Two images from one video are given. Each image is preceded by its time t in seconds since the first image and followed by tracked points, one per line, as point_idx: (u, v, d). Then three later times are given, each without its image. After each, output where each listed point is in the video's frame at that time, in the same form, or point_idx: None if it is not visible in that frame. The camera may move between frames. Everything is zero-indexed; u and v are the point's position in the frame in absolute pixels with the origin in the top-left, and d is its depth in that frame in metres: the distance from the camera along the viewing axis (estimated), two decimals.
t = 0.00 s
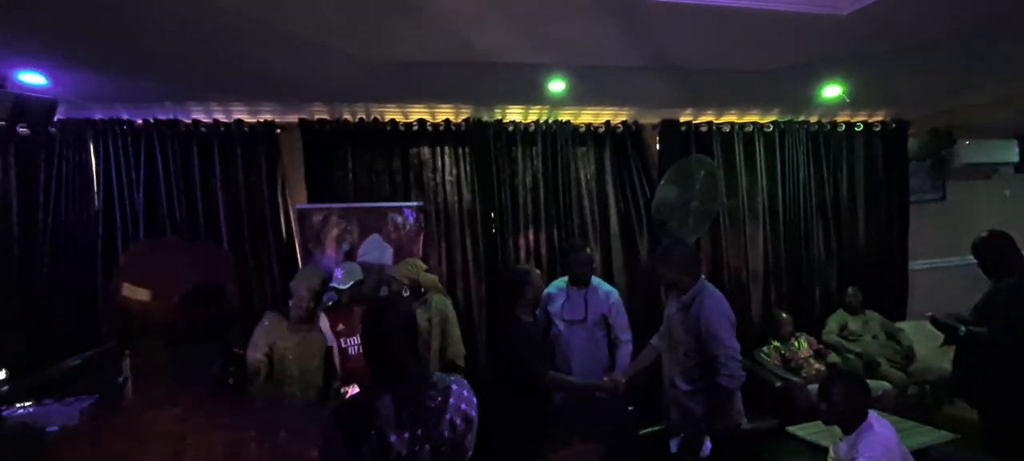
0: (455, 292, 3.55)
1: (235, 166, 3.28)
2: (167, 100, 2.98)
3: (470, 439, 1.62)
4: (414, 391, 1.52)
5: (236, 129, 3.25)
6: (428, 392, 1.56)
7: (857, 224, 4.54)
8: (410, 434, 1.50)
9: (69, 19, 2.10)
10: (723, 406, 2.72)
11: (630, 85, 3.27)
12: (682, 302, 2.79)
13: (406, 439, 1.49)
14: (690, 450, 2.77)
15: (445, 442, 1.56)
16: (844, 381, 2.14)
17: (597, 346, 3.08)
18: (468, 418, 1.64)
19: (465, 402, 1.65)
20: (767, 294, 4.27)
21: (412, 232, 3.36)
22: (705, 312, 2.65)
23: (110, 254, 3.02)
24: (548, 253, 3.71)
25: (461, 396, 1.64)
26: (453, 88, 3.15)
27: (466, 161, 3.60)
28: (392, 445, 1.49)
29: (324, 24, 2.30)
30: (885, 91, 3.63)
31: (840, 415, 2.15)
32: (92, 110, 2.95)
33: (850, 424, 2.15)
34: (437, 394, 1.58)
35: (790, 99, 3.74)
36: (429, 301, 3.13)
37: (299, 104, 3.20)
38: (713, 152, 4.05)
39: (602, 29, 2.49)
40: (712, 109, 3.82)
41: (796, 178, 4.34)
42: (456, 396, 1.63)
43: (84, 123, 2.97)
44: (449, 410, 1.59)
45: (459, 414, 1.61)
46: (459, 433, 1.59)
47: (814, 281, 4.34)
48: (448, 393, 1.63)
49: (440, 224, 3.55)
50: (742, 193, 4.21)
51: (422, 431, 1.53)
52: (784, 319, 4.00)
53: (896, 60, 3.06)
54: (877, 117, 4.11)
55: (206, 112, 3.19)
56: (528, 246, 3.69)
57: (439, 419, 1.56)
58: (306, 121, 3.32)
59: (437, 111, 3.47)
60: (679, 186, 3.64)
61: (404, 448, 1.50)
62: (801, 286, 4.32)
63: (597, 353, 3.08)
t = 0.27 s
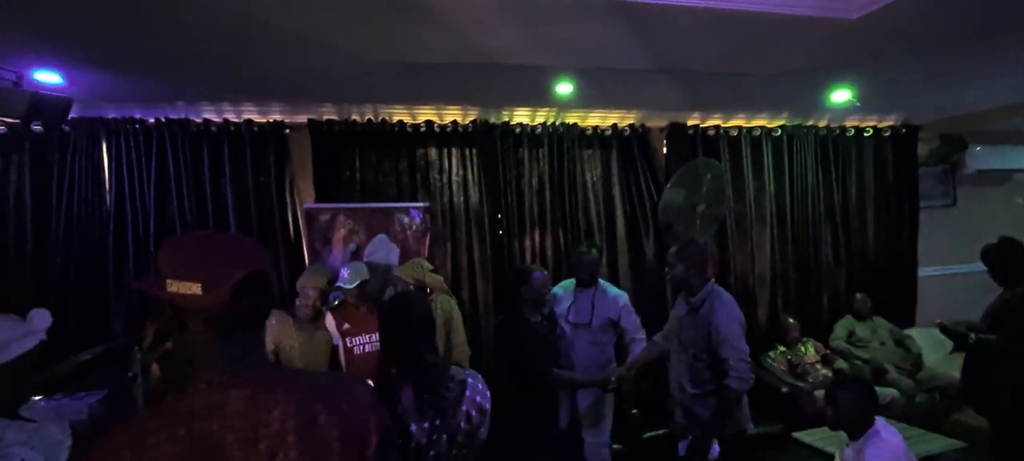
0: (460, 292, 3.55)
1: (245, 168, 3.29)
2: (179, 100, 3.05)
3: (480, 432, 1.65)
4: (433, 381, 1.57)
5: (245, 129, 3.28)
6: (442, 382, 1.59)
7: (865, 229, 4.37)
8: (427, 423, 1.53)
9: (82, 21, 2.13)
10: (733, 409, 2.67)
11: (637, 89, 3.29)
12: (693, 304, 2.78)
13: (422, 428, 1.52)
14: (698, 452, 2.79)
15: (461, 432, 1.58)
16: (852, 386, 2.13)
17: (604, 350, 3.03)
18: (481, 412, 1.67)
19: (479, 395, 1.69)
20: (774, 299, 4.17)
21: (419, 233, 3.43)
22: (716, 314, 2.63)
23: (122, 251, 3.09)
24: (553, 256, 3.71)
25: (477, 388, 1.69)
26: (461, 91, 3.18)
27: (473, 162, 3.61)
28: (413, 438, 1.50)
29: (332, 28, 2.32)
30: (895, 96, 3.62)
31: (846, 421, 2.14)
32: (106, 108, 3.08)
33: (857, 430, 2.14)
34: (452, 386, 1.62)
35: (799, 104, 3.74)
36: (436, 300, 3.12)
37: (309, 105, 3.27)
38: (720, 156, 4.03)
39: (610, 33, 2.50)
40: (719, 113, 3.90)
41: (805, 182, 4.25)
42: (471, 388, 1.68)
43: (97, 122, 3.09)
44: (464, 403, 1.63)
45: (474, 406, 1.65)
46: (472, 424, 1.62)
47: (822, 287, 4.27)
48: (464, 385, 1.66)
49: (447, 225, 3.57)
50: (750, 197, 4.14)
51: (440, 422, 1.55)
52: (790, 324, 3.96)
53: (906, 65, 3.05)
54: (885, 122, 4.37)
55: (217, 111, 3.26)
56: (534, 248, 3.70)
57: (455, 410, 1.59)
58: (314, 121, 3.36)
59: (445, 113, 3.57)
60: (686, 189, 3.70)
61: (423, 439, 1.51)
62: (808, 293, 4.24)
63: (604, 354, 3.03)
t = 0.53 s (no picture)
0: (463, 292, 3.56)
1: (249, 168, 3.31)
2: (185, 99, 3.07)
3: (488, 426, 1.74)
4: (443, 376, 1.67)
5: (250, 129, 3.30)
6: (451, 377, 1.68)
7: (870, 231, 4.34)
8: (439, 415, 1.62)
9: (89, 22, 2.15)
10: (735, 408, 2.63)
11: (640, 91, 3.29)
12: (692, 304, 2.78)
13: (434, 420, 1.61)
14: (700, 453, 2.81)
15: (470, 427, 1.67)
16: (854, 389, 2.13)
17: (605, 352, 2.94)
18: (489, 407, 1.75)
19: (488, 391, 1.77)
20: (777, 301, 4.16)
21: (421, 233, 3.34)
22: (715, 315, 2.63)
23: (127, 246, 3.13)
24: (556, 256, 3.72)
25: (485, 384, 1.78)
26: (465, 92, 3.19)
27: (477, 162, 3.62)
28: (425, 430, 1.58)
29: (337, 28, 2.33)
30: (901, 97, 3.60)
31: (848, 423, 2.14)
32: (113, 108, 3.13)
33: (859, 432, 2.13)
34: (462, 381, 1.71)
35: (804, 105, 3.73)
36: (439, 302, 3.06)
37: (314, 105, 3.30)
38: (724, 157, 4.03)
39: (613, 34, 2.50)
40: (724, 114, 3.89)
41: (809, 183, 4.24)
42: (480, 383, 1.77)
43: (103, 122, 3.12)
44: (473, 398, 1.71)
45: (484, 401, 1.73)
46: (481, 418, 1.71)
47: (826, 289, 4.26)
48: (473, 380, 1.76)
49: (450, 225, 3.58)
50: (753, 198, 4.13)
51: (450, 416, 1.63)
52: (794, 327, 3.91)
53: (911, 66, 3.04)
54: (890, 124, 4.36)
55: (223, 111, 3.28)
56: (537, 248, 3.70)
57: (465, 404, 1.67)
58: (319, 121, 3.38)
59: (449, 113, 3.60)
60: (689, 191, 3.64)
61: (435, 432, 1.60)
62: (812, 295, 4.23)
63: (605, 356, 2.94)
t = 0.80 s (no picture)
0: (463, 290, 3.57)
1: (252, 166, 3.32)
2: (189, 98, 3.10)
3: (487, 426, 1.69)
4: (444, 373, 1.62)
5: (253, 127, 3.32)
6: (453, 374, 1.64)
7: (873, 233, 4.33)
8: (442, 411, 1.59)
9: (92, 21, 2.17)
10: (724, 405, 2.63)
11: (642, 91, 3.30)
12: (681, 302, 2.79)
13: (437, 415, 1.59)
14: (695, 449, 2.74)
15: (470, 423, 1.63)
16: (853, 391, 2.12)
17: (603, 352, 2.94)
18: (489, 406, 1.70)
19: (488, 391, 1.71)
20: (778, 303, 4.14)
21: (423, 233, 3.40)
22: (704, 312, 2.64)
23: (130, 243, 3.15)
24: (557, 256, 3.72)
25: (485, 383, 1.71)
26: (467, 91, 3.20)
27: (478, 162, 3.63)
28: (426, 424, 1.57)
29: (336, 27, 2.34)
30: (904, 99, 3.58)
31: (847, 425, 2.13)
32: (117, 106, 3.16)
33: (858, 435, 2.12)
34: (464, 377, 1.67)
35: (806, 107, 3.72)
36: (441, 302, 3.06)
37: (317, 104, 3.32)
38: (726, 158, 4.02)
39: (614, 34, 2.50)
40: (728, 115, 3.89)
41: (812, 185, 4.22)
42: (480, 382, 1.70)
43: (108, 119, 3.13)
44: (473, 396, 1.66)
45: (483, 400, 1.68)
46: (482, 415, 1.67)
47: (828, 292, 4.25)
48: (474, 377, 1.70)
49: (451, 224, 3.59)
50: (756, 199, 4.12)
51: (450, 411, 1.60)
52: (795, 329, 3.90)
53: (914, 67, 3.02)
54: (895, 125, 4.35)
55: (226, 110, 3.30)
56: (538, 248, 3.71)
57: (466, 401, 1.63)
58: (321, 120, 3.39)
59: (451, 113, 3.60)
60: (690, 193, 3.66)
61: (435, 427, 1.58)
62: (814, 297, 4.21)
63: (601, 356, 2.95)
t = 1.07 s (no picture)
0: (459, 290, 3.57)
1: (251, 164, 3.40)
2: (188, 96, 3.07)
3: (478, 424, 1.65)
4: (434, 370, 1.58)
5: (252, 125, 3.33)
6: (444, 372, 1.60)
7: (870, 236, 4.37)
8: (431, 409, 1.54)
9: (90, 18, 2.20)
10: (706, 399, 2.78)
11: (639, 92, 3.29)
12: (664, 301, 2.88)
13: (425, 413, 1.53)
14: (677, 443, 2.90)
15: (460, 422, 1.58)
16: (846, 395, 2.10)
17: (591, 350, 2.95)
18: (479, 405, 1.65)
19: (478, 389, 1.66)
20: (776, 304, 4.25)
21: (419, 232, 3.40)
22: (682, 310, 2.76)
23: (131, 237, 3.22)
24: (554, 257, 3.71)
25: (475, 380, 1.67)
26: (464, 91, 3.20)
27: (476, 161, 3.66)
28: (415, 421, 1.50)
29: (332, 26, 2.35)
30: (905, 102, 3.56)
31: (840, 429, 2.11)
32: (114, 103, 3.09)
33: (851, 438, 2.11)
34: (454, 376, 1.62)
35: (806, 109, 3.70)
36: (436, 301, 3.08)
37: (314, 102, 3.27)
38: (726, 160, 4.01)
39: (609, 34, 2.50)
40: (727, 115, 3.73)
41: (812, 187, 4.20)
42: (471, 380, 1.66)
43: (107, 117, 3.10)
44: (464, 394, 1.62)
45: (474, 398, 1.63)
46: (472, 415, 1.62)
47: (825, 293, 4.28)
48: (464, 376, 1.64)
49: (448, 224, 3.60)
50: (753, 201, 4.14)
51: (440, 410, 1.55)
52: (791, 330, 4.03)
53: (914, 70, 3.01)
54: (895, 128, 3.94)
55: (224, 108, 3.26)
56: (535, 248, 3.71)
57: (456, 400, 1.58)
58: (319, 119, 3.38)
59: (448, 113, 3.47)
60: (688, 192, 3.67)
61: (424, 425, 1.52)
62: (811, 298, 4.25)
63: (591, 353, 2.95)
